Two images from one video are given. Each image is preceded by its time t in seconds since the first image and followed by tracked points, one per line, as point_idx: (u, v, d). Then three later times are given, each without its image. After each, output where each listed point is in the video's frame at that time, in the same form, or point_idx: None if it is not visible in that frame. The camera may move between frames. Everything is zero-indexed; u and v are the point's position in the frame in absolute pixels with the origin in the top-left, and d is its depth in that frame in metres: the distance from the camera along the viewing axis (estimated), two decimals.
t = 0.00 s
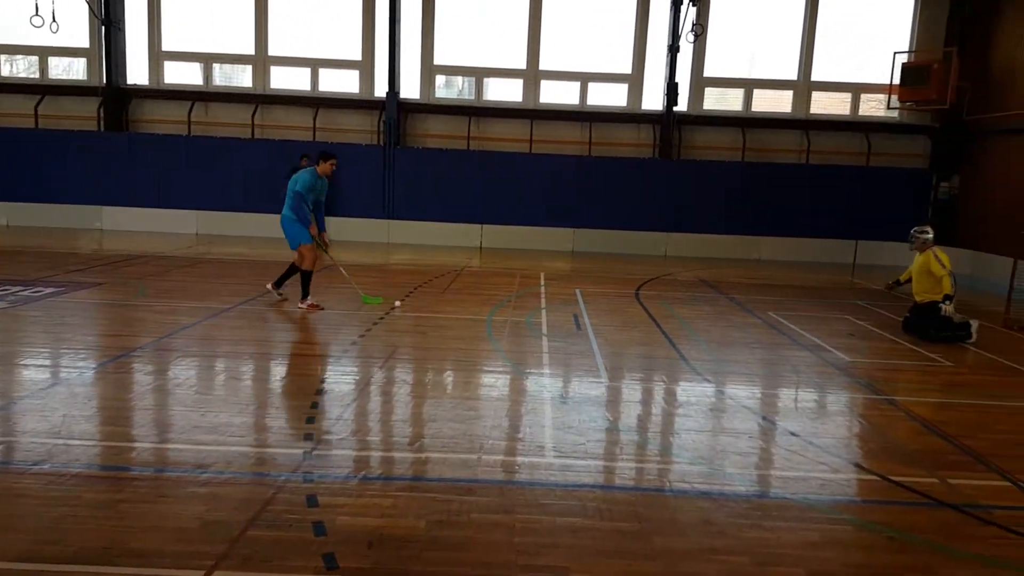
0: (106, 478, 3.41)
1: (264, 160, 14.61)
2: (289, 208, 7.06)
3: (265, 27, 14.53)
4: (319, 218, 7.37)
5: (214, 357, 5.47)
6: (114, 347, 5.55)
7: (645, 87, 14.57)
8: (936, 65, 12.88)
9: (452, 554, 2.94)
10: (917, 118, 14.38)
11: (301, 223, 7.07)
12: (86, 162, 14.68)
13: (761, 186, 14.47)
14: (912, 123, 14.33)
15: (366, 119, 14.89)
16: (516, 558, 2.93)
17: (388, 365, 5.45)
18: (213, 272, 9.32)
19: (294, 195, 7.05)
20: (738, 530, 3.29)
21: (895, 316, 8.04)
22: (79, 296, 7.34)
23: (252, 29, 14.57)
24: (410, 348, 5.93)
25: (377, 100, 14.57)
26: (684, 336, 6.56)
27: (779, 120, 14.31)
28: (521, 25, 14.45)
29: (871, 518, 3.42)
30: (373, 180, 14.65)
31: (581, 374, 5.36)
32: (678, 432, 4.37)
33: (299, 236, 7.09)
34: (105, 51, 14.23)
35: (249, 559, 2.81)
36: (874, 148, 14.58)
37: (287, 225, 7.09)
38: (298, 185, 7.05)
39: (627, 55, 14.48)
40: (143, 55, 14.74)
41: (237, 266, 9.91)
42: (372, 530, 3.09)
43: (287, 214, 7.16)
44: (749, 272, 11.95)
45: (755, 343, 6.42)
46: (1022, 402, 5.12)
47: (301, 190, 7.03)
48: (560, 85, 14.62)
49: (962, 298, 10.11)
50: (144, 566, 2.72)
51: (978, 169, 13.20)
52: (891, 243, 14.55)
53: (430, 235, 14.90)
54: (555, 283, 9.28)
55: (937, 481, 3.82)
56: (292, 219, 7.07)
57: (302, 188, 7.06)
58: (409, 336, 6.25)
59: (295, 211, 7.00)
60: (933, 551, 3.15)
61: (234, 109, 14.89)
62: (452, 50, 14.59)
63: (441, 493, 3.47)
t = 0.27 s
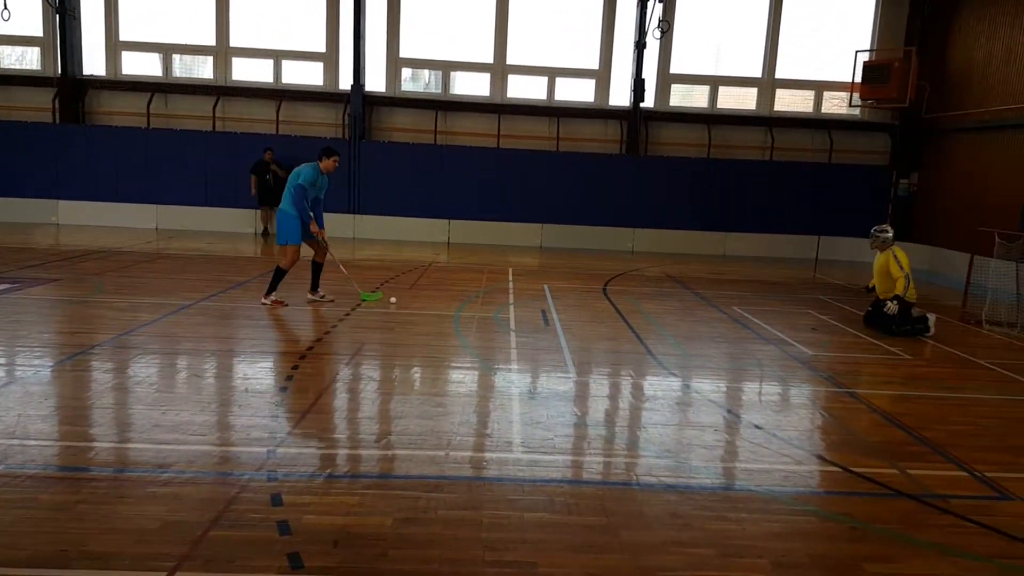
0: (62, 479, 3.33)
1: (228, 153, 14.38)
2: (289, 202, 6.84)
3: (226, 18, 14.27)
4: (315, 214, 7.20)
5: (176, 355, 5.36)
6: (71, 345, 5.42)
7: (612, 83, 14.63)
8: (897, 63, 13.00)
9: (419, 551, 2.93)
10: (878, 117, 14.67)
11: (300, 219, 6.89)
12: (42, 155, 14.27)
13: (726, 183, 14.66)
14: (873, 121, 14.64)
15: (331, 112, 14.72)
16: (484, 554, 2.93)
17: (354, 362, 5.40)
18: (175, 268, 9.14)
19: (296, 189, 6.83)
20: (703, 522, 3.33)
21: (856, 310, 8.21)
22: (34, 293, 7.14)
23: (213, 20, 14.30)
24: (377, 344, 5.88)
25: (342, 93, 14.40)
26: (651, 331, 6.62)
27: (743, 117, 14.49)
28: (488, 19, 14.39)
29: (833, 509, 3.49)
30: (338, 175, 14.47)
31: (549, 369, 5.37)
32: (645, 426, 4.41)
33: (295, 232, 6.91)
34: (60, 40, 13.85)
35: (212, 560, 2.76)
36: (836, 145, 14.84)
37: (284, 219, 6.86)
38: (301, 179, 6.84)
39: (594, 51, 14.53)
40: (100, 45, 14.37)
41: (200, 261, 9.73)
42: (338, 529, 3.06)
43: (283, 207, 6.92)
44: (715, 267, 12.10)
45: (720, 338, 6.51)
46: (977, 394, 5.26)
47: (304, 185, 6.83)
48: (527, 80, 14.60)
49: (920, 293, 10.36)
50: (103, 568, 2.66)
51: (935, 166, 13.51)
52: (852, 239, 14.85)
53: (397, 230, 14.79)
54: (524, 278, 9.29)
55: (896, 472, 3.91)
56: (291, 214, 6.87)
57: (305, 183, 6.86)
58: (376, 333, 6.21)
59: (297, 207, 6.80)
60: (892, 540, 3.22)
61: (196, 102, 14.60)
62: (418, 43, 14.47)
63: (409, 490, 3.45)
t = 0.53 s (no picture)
0: (8, 484, 3.22)
1: (183, 148, 14.09)
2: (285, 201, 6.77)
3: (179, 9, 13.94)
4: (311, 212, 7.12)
5: (128, 354, 5.23)
6: (18, 346, 5.24)
7: (572, 77, 14.67)
8: (850, 60, 13.41)
9: (380, 549, 2.90)
10: (833, 112, 14.97)
11: (295, 219, 6.84)
12: None
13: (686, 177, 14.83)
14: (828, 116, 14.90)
15: (288, 106, 14.49)
16: (445, 551, 2.91)
17: (314, 359, 5.33)
18: (128, 265, 8.91)
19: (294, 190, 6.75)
20: (664, 512, 3.36)
21: (812, 301, 8.39)
22: None
23: (165, 11, 13.97)
24: (337, 341, 5.82)
25: (299, 86, 14.18)
26: (613, 324, 6.66)
27: (702, 112, 14.66)
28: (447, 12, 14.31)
29: (790, 497, 3.55)
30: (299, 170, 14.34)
31: (513, 364, 5.37)
32: (608, 419, 4.44)
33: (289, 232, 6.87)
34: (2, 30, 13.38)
35: (166, 564, 2.70)
36: (793, 140, 15.11)
37: (279, 217, 6.82)
38: (300, 180, 6.76)
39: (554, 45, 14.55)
40: (46, 36, 13.92)
41: (155, 259, 9.51)
42: (297, 529, 3.02)
43: (278, 205, 6.86)
44: (676, 260, 12.23)
45: (681, 330, 6.58)
46: (927, 382, 5.42)
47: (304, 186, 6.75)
48: (487, 74, 14.55)
49: (873, 284, 10.62)
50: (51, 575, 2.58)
51: (887, 160, 13.85)
52: (809, 232, 15.15)
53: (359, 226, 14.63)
54: (486, 273, 9.28)
55: (850, 459, 4.00)
56: (286, 213, 6.81)
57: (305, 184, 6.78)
58: (336, 329, 6.13)
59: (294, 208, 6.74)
60: (846, 525, 3.29)
61: (147, 95, 14.23)
62: (377, 36, 14.31)
63: (370, 487, 3.42)
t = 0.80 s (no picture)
0: None
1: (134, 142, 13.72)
2: (265, 194, 6.65)
3: None
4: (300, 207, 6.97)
5: (78, 355, 5.08)
6: None
7: (532, 71, 14.66)
8: (805, 54, 13.60)
9: (341, 549, 2.87)
10: (788, 106, 15.24)
11: (276, 212, 6.73)
12: None
13: (647, 171, 14.97)
14: (783, 110, 15.16)
15: (243, 99, 14.19)
16: (407, 548, 2.89)
17: (272, 357, 5.24)
18: (76, 263, 8.64)
19: (275, 182, 6.63)
20: (626, 503, 3.38)
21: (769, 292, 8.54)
22: None
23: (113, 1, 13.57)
24: (296, 338, 5.73)
25: (254, 78, 13.90)
26: (575, 317, 6.69)
27: (661, 106, 14.78)
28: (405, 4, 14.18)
29: (749, 485, 3.61)
30: (256, 164, 14.09)
31: (475, 359, 5.35)
32: (571, 412, 4.45)
33: (272, 225, 6.76)
34: None
35: (119, 570, 2.63)
36: (749, 133, 15.32)
37: (261, 211, 6.74)
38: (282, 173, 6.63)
39: (513, 38, 14.52)
40: None
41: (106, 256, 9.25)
42: (255, 530, 2.97)
43: (262, 198, 6.77)
44: (637, 253, 12.34)
45: (642, 322, 6.64)
46: (880, 369, 5.56)
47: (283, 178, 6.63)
48: (447, 66, 14.45)
49: (829, 275, 10.85)
50: None
51: (840, 153, 14.15)
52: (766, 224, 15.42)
53: (318, 221, 14.43)
54: (448, 268, 9.24)
55: (806, 446, 4.08)
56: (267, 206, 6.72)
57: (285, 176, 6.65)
58: (295, 326, 6.04)
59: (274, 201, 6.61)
60: (803, 512, 3.36)
61: (95, 87, 13.80)
62: (334, 28, 14.11)
63: (330, 486, 3.38)
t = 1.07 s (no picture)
0: None
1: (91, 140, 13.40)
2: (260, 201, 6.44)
3: None
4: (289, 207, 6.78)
5: (34, 358, 4.94)
6: None
7: (497, 66, 14.64)
8: (766, 50, 13.91)
9: (309, 550, 2.83)
10: (750, 101, 15.44)
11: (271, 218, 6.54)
12: None
13: (613, 167, 15.05)
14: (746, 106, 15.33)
15: (203, 95, 13.94)
16: (376, 548, 2.87)
17: (236, 357, 5.16)
18: (32, 265, 8.41)
19: (268, 189, 6.41)
20: (595, 497, 3.40)
21: (734, 286, 8.65)
22: None
23: None
24: (261, 337, 5.65)
25: (214, 74, 13.67)
26: (543, 313, 6.71)
27: (626, 101, 14.87)
28: None
29: (716, 475, 3.65)
30: (219, 162, 13.87)
31: (444, 355, 5.33)
32: (540, 407, 4.46)
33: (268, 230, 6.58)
34: None
35: None
36: (712, 128, 15.50)
37: (255, 217, 6.52)
38: (273, 177, 6.42)
39: (477, 34, 14.48)
40: None
41: (64, 257, 9.02)
42: (220, 533, 2.92)
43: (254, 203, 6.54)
44: (605, 249, 12.41)
45: (610, 317, 6.68)
46: (842, 360, 5.66)
47: (276, 184, 6.42)
48: (410, 62, 14.35)
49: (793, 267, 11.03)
50: None
51: (801, 147, 14.36)
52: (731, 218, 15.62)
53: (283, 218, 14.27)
54: (415, 265, 9.18)
55: (771, 437, 4.14)
56: (262, 213, 6.51)
57: (277, 182, 6.43)
58: (260, 326, 5.96)
59: (268, 207, 6.43)
60: (770, 501, 3.41)
61: (48, 84, 13.44)
62: (295, 23, 13.92)
63: (297, 487, 3.34)
